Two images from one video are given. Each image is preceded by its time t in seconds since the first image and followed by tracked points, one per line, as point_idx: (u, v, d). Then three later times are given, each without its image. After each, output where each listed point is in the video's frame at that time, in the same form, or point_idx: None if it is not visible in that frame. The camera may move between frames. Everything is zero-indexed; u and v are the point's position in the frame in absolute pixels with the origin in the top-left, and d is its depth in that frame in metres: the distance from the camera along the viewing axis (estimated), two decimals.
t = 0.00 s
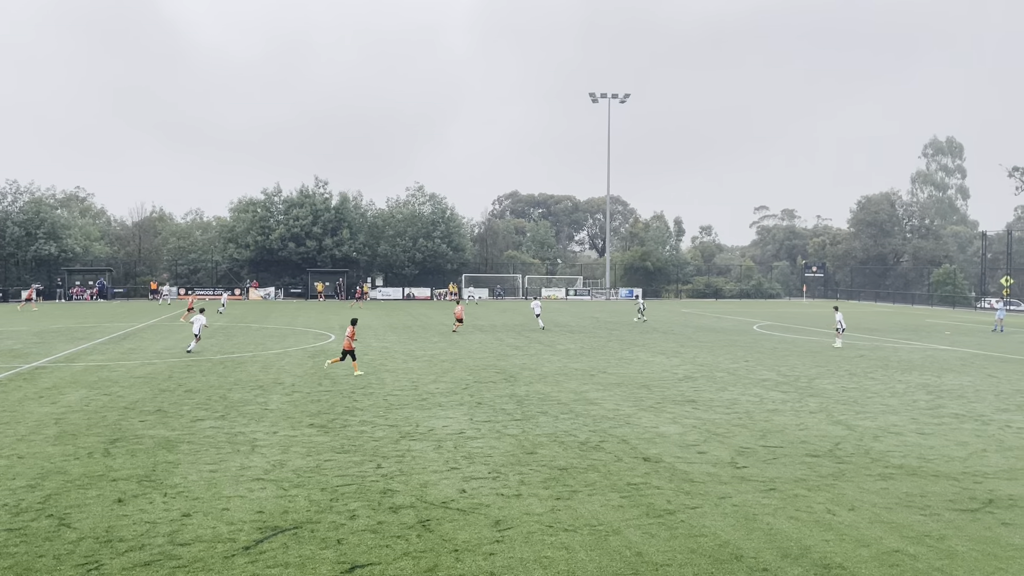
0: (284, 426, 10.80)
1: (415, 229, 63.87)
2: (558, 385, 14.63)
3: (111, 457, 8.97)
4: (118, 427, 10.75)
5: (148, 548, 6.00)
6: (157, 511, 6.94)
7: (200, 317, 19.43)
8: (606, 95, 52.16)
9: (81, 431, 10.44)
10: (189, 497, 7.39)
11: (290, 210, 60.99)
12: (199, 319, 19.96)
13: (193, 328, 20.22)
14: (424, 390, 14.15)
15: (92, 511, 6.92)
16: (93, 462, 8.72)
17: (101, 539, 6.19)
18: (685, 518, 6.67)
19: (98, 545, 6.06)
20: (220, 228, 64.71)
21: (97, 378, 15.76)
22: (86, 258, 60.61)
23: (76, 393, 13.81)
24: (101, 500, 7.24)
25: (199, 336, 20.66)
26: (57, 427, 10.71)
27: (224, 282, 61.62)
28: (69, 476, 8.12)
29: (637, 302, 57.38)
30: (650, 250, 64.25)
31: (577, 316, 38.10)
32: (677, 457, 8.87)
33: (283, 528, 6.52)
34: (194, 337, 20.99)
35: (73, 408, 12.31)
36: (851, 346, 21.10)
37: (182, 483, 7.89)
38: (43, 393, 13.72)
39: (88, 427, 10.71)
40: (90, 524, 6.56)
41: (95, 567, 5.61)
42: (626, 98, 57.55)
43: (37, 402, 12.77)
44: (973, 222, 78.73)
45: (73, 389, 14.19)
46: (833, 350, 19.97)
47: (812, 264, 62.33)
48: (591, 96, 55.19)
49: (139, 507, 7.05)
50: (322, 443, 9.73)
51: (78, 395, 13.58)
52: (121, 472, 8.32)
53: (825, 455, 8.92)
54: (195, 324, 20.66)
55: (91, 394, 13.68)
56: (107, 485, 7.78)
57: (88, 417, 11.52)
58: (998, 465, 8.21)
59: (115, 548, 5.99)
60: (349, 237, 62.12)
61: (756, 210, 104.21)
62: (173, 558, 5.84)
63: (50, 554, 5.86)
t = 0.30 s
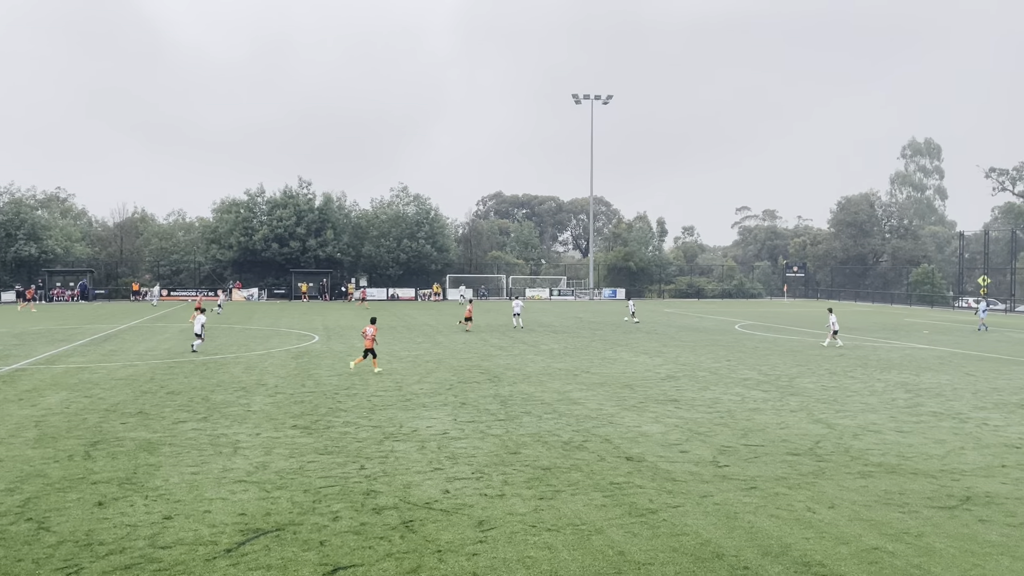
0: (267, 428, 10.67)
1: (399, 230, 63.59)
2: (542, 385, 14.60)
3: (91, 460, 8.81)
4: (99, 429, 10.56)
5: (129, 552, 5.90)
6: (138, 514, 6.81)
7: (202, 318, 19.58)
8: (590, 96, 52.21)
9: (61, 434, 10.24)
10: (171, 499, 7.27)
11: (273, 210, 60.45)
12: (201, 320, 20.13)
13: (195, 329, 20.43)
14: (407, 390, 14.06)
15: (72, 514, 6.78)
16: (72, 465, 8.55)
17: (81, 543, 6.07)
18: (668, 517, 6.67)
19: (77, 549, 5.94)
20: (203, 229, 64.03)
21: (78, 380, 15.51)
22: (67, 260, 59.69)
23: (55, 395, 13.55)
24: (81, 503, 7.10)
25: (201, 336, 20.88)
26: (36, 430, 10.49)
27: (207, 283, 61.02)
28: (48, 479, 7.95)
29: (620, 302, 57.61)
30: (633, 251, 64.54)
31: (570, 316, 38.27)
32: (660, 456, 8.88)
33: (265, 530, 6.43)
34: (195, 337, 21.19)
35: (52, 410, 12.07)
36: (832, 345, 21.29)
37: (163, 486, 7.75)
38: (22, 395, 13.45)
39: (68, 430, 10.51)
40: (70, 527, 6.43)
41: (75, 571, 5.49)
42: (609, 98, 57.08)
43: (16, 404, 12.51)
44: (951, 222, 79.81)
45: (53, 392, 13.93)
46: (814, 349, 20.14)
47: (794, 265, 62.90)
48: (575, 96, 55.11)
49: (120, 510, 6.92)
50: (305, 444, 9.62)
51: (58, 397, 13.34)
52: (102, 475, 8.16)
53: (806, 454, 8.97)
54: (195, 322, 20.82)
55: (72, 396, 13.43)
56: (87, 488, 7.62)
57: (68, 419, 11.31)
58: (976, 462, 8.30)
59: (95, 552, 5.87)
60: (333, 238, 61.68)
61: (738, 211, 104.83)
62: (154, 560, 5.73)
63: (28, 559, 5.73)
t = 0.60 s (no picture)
0: (246, 431, 10.48)
1: (380, 231, 63.16)
2: (523, 386, 14.53)
3: (65, 464, 8.58)
4: (73, 433, 10.30)
5: (104, 557, 5.74)
6: (113, 519, 6.63)
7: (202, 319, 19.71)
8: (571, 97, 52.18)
9: (34, 438, 9.97)
10: (147, 504, 7.09)
11: (253, 210, 59.73)
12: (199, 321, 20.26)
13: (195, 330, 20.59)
14: (388, 392, 13.91)
15: (44, 519, 6.58)
16: (46, 469, 8.32)
17: (54, 548, 5.90)
18: (649, 518, 6.62)
19: (51, 555, 5.77)
20: (181, 230, 63.18)
21: (53, 383, 15.15)
22: (42, 261, 58.58)
23: (29, 399, 13.23)
24: (54, 508, 6.90)
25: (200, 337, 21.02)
26: (8, 434, 10.21)
27: (186, 284, 60.20)
28: (21, 484, 7.72)
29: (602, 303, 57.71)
30: (615, 252, 64.66)
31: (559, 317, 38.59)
32: (641, 457, 8.83)
33: (243, 534, 6.29)
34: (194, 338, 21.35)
35: (26, 414, 11.78)
36: (812, 345, 21.46)
37: (140, 490, 7.56)
38: None
39: (42, 434, 10.23)
40: (43, 532, 6.25)
41: None
42: (591, 100, 55.46)
43: None
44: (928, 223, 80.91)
45: (27, 395, 13.59)
46: (794, 350, 20.28)
47: (774, 266, 63.42)
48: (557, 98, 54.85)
49: (94, 514, 6.74)
50: (284, 447, 9.46)
51: (32, 401, 13.02)
52: (77, 479, 7.95)
53: (786, 454, 8.98)
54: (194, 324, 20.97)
55: (47, 400, 13.12)
56: (60, 493, 7.41)
57: (42, 423, 11.03)
58: (952, 462, 8.35)
59: (69, 557, 5.71)
60: (314, 239, 61.07)
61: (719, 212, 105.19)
62: (129, 566, 5.58)
63: None
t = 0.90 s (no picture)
0: (224, 433, 10.31)
1: (361, 231, 62.75)
2: (505, 387, 14.47)
3: (40, 468, 8.36)
4: (47, 436, 10.05)
5: (80, 561, 5.60)
6: (89, 523, 6.47)
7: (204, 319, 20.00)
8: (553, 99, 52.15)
9: (8, 441, 9.72)
10: (124, 507, 6.92)
11: (232, 211, 59.03)
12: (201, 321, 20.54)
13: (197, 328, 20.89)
14: (369, 394, 13.76)
15: (18, 524, 6.40)
16: (19, 473, 8.10)
17: (29, 554, 5.75)
18: (630, 519, 6.59)
19: (25, 560, 5.62)
20: (159, 230, 62.35)
21: (27, 385, 14.82)
22: (16, 262, 57.42)
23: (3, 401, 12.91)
24: (28, 512, 6.72)
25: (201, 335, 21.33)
26: None
27: (164, 285, 59.37)
28: None
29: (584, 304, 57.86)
30: (596, 253, 64.84)
31: (540, 318, 38.61)
32: (622, 458, 8.82)
33: (222, 537, 6.17)
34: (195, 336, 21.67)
35: None
36: (791, 346, 21.66)
37: (117, 493, 7.38)
38: None
39: (15, 437, 9.98)
40: (18, 537, 6.08)
41: None
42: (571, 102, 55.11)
43: None
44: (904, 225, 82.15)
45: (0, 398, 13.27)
46: (774, 350, 20.45)
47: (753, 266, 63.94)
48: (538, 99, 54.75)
49: (69, 518, 6.57)
50: (263, 450, 9.31)
51: (6, 403, 12.70)
52: (52, 482, 7.75)
53: (765, 454, 9.01)
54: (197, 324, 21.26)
55: (21, 402, 12.81)
56: (35, 497, 7.21)
57: (15, 426, 10.76)
58: (928, 462, 8.43)
59: (43, 563, 5.56)
60: (294, 240, 60.52)
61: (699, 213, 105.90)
62: (105, 572, 5.44)
63: None
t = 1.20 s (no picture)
0: (204, 434, 10.15)
1: (343, 231, 62.27)
2: (486, 388, 14.42)
3: (16, 470, 8.17)
4: (21, 438, 9.82)
5: (55, 565, 5.48)
6: (64, 525, 6.33)
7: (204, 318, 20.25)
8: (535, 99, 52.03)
9: None
10: (101, 509, 6.78)
11: (212, 210, 58.34)
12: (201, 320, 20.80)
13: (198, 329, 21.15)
14: (350, 395, 13.64)
15: None
16: None
17: (2, 558, 5.61)
18: (610, 518, 6.57)
19: None
20: (138, 230, 61.47)
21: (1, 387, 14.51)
22: None
23: None
24: (2, 515, 6.55)
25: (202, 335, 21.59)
26: None
27: (143, 285, 58.52)
28: None
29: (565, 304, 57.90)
30: (578, 253, 64.89)
31: (523, 318, 38.58)
32: (603, 458, 8.81)
33: (200, 539, 6.05)
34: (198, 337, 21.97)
35: None
36: (771, 346, 21.83)
37: (94, 495, 7.23)
38: None
39: None
40: None
41: None
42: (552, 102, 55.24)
43: None
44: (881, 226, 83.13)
45: None
46: (754, 350, 20.60)
47: (734, 267, 64.49)
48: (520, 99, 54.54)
49: (44, 520, 6.42)
50: (242, 450, 9.17)
51: None
52: (26, 485, 7.56)
53: (745, 454, 9.05)
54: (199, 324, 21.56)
55: None
56: (9, 499, 7.05)
57: None
58: (906, 460, 8.52)
59: (18, 566, 5.45)
60: (275, 239, 59.95)
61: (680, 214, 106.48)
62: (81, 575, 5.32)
63: None
